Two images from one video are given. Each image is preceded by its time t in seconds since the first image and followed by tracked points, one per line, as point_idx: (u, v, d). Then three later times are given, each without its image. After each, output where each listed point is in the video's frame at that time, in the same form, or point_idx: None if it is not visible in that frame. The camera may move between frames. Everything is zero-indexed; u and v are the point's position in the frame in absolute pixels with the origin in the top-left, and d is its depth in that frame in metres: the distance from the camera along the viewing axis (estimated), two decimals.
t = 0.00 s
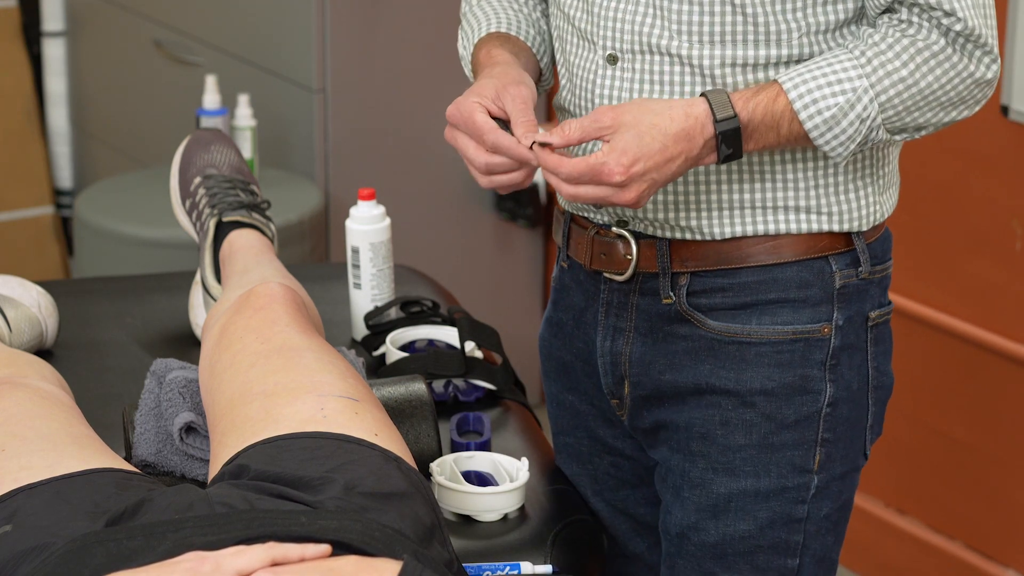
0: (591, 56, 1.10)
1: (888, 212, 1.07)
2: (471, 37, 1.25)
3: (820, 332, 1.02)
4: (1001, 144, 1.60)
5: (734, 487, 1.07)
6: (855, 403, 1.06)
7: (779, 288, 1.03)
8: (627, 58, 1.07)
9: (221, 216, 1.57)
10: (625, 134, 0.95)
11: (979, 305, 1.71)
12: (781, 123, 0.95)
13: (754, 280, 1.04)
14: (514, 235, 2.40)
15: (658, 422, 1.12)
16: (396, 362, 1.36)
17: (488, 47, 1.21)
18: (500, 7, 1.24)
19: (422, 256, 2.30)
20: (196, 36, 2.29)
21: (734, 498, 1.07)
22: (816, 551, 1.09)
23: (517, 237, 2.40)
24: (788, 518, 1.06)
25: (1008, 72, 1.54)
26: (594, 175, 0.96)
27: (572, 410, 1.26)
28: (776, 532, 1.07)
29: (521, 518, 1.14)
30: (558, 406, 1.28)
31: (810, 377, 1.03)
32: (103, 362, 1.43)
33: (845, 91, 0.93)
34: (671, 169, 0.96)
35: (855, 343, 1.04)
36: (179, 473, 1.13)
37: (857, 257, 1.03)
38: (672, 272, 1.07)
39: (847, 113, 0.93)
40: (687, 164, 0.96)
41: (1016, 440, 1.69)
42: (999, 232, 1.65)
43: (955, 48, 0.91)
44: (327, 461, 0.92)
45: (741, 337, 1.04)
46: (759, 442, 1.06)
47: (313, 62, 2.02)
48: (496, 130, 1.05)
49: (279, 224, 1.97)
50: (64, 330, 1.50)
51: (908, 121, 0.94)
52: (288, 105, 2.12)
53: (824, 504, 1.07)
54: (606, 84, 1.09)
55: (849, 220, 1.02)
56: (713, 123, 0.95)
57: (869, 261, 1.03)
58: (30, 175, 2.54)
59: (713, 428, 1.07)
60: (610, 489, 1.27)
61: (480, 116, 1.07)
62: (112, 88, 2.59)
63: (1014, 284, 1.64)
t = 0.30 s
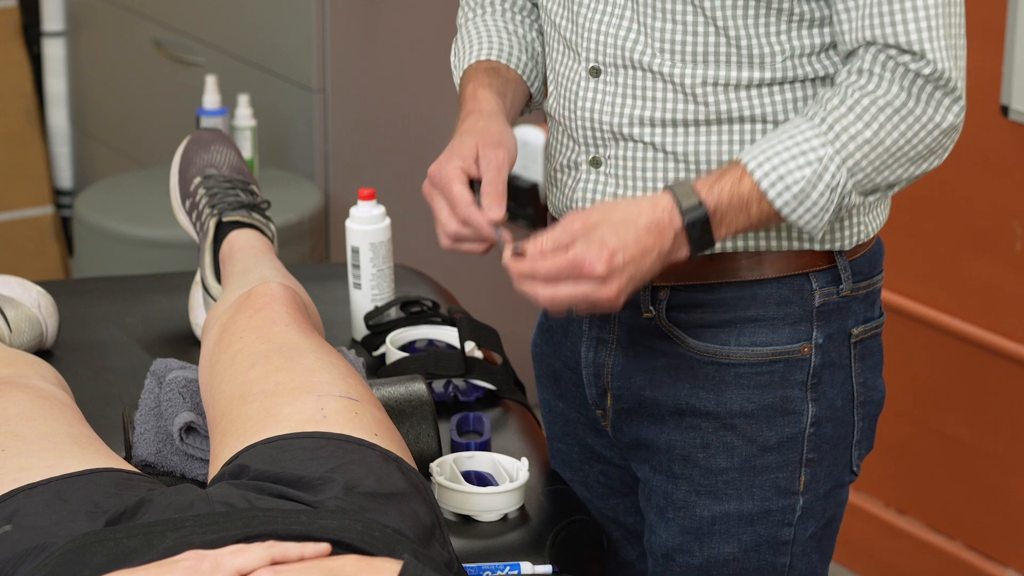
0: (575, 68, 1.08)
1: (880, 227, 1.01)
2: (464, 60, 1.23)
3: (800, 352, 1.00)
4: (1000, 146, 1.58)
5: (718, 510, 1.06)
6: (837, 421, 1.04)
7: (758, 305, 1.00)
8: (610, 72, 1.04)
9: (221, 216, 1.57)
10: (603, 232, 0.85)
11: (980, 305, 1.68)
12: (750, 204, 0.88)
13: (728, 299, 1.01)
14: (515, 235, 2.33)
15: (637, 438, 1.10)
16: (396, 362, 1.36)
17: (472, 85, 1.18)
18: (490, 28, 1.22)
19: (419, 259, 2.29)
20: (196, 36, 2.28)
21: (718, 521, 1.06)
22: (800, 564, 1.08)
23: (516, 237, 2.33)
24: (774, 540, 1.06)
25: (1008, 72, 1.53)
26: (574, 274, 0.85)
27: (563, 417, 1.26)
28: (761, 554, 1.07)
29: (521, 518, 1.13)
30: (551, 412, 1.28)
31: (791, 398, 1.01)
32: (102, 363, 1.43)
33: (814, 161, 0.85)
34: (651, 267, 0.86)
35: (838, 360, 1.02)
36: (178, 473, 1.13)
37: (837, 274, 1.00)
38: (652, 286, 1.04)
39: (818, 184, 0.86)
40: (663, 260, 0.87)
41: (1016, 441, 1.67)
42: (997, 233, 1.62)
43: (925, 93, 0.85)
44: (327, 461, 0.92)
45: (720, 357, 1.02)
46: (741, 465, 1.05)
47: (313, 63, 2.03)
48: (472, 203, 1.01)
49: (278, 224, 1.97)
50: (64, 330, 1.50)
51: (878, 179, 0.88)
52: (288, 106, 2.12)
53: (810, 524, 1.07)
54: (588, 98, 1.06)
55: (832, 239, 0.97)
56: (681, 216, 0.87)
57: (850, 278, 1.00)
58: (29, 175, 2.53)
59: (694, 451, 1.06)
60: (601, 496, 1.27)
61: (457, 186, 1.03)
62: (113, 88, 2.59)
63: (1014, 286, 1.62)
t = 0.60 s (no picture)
0: (564, 84, 1.03)
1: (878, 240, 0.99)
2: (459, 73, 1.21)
3: (788, 367, 0.97)
4: (1002, 147, 1.58)
5: (705, 523, 1.03)
6: (830, 436, 1.01)
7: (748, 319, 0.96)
8: (596, 92, 0.99)
9: (221, 216, 1.57)
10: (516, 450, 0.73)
11: (979, 304, 1.68)
12: (651, 366, 0.77)
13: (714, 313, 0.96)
14: (514, 234, 2.30)
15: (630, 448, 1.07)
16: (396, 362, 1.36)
17: (462, 115, 1.17)
18: (487, 39, 1.19)
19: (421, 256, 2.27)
20: (197, 37, 2.28)
21: (706, 534, 1.03)
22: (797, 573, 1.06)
23: (515, 237, 2.30)
24: (762, 555, 1.03)
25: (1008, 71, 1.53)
26: (500, 502, 0.73)
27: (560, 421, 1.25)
28: (749, 569, 1.03)
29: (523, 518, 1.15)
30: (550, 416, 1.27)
31: (779, 414, 0.99)
32: (102, 363, 1.43)
33: (701, 296, 0.75)
34: (565, 469, 0.76)
35: (832, 375, 0.99)
36: (178, 473, 1.13)
37: (831, 289, 0.96)
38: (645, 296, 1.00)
39: (712, 324, 0.75)
40: (576, 454, 0.77)
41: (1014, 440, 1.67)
42: (998, 233, 1.62)
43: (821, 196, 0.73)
44: (327, 461, 0.92)
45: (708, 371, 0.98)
46: (727, 479, 1.01)
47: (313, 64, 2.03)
48: (415, 253, 1.02)
49: (278, 224, 1.97)
50: (64, 330, 1.50)
51: (779, 292, 0.77)
52: (288, 106, 2.13)
53: (800, 539, 1.03)
54: (575, 116, 1.02)
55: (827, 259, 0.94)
56: (586, 408, 0.76)
57: (845, 292, 0.96)
58: (30, 175, 2.53)
59: (682, 463, 1.03)
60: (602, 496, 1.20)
61: (406, 233, 1.03)
62: (113, 88, 2.59)
63: (1013, 285, 1.62)
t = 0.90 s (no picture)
0: (555, 101, 1.04)
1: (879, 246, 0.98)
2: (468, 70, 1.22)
3: (781, 373, 0.97)
4: (1003, 147, 1.58)
5: (696, 526, 1.04)
6: (826, 441, 1.02)
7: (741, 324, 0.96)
8: (588, 108, 1.00)
9: (221, 216, 1.57)
10: (471, 492, 0.79)
11: (980, 305, 1.68)
12: (605, 405, 0.84)
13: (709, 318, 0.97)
14: (514, 234, 2.29)
15: (629, 448, 1.08)
16: (396, 362, 1.36)
17: (463, 115, 1.19)
18: (495, 37, 1.20)
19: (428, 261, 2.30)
20: (196, 36, 2.28)
21: (697, 537, 1.04)
22: None
23: (515, 236, 2.29)
24: (753, 560, 1.04)
25: (1009, 72, 1.53)
26: (461, 545, 0.78)
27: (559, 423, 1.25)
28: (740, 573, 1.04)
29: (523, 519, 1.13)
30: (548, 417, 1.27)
31: (771, 419, 0.99)
32: (102, 363, 1.43)
33: (659, 331, 0.81)
34: (524, 511, 0.81)
35: (827, 381, 0.99)
36: (178, 473, 1.13)
37: (826, 297, 0.96)
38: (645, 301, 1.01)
39: (669, 358, 0.81)
40: (533, 497, 0.83)
41: (1015, 441, 1.67)
42: (998, 234, 1.62)
43: (779, 235, 0.78)
44: (327, 461, 0.93)
45: (700, 375, 0.99)
46: (719, 482, 1.02)
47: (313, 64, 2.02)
48: (406, 259, 1.05)
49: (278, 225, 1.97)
50: (64, 330, 1.50)
51: (737, 325, 0.82)
52: (288, 106, 2.12)
53: (794, 544, 1.04)
54: (566, 131, 1.02)
55: (822, 268, 0.94)
56: (537, 447, 0.84)
57: (840, 301, 0.97)
58: (30, 175, 2.53)
59: (676, 466, 1.04)
60: (604, 493, 1.22)
61: (396, 240, 1.06)
62: (112, 88, 2.59)
63: (1014, 286, 1.62)
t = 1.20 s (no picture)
0: (547, 102, 1.04)
1: (870, 243, 0.99)
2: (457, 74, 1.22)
3: (776, 367, 0.97)
4: (1003, 147, 1.57)
5: (693, 519, 1.04)
6: (822, 436, 1.02)
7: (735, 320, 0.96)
8: (581, 108, 1.00)
9: (221, 216, 1.57)
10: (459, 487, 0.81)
11: (981, 305, 1.68)
12: (581, 406, 0.85)
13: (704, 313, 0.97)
14: (514, 234, 2.29)
15: (625, 442, 1.08)
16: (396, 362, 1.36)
17: (451, 119, 1.20)
18: (484, 40, 1.20)
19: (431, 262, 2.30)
20: (196, 36, 2.28)
21: (695, 531, 1.04)
22: None
23: (516, 235, 2.29)
24: (751, 553, 1.04)
25: (1009, 72, 1.53)
26: (456, 539, 0.78)
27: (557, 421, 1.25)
28: (738, 566, 1.05)
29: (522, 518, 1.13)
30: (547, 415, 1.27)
31: (767, 413, 0.99)
32: (103, 363, 1.43)
33: (633, 330, 0.82)
34: (511, 508, 0.83)
35: (823, 375, 0.99)
36: (178, 473, 1.13)
37: (820, 291, 0.97)
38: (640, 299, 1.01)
39: (644, 356, 0.82)
40: (520, 497, 0.85)
41: (1016, 441, 1.67)
42: (999, 233, 1.62)
43: (751, 233, 0.79)
44: (326, 463, 0.93)
45: (696, 370, 0.99)
46: (716, 476, 1.02)
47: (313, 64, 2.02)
48: (397, 262, 1.05)
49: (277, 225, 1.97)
50: (64, 330, 1.50)
51: (712, 323, 0.83)
52: (288, 107, 2.12)
53: (789, 538, 1.05)
54: (558, 132, 1.02)
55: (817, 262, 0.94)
56: (515, 449, 0.85)
57: (834, 294, 0.97)
58: (30, 175, 2.54)
59: (672, 460, 1.04)
60: (600, 490, 1.21)
61: (386, 241, 1.07)
62: (113, 88, 2.59)
63: (1015, 286, 1.62)
